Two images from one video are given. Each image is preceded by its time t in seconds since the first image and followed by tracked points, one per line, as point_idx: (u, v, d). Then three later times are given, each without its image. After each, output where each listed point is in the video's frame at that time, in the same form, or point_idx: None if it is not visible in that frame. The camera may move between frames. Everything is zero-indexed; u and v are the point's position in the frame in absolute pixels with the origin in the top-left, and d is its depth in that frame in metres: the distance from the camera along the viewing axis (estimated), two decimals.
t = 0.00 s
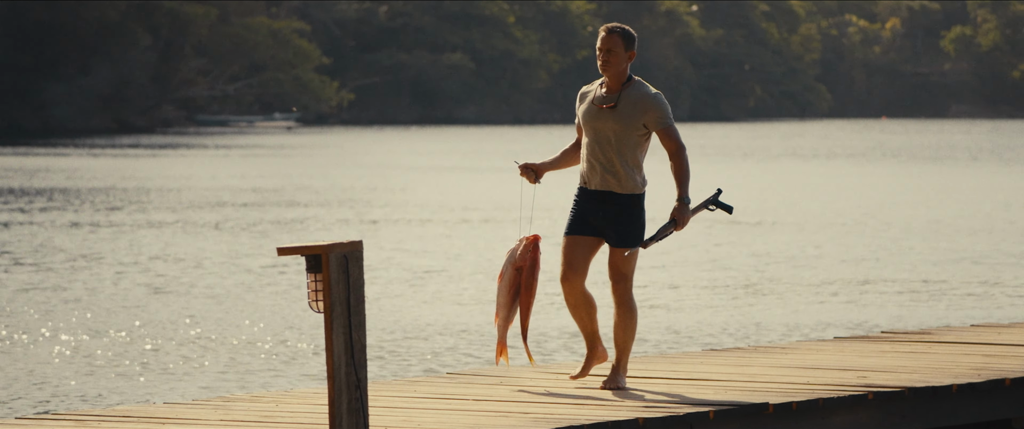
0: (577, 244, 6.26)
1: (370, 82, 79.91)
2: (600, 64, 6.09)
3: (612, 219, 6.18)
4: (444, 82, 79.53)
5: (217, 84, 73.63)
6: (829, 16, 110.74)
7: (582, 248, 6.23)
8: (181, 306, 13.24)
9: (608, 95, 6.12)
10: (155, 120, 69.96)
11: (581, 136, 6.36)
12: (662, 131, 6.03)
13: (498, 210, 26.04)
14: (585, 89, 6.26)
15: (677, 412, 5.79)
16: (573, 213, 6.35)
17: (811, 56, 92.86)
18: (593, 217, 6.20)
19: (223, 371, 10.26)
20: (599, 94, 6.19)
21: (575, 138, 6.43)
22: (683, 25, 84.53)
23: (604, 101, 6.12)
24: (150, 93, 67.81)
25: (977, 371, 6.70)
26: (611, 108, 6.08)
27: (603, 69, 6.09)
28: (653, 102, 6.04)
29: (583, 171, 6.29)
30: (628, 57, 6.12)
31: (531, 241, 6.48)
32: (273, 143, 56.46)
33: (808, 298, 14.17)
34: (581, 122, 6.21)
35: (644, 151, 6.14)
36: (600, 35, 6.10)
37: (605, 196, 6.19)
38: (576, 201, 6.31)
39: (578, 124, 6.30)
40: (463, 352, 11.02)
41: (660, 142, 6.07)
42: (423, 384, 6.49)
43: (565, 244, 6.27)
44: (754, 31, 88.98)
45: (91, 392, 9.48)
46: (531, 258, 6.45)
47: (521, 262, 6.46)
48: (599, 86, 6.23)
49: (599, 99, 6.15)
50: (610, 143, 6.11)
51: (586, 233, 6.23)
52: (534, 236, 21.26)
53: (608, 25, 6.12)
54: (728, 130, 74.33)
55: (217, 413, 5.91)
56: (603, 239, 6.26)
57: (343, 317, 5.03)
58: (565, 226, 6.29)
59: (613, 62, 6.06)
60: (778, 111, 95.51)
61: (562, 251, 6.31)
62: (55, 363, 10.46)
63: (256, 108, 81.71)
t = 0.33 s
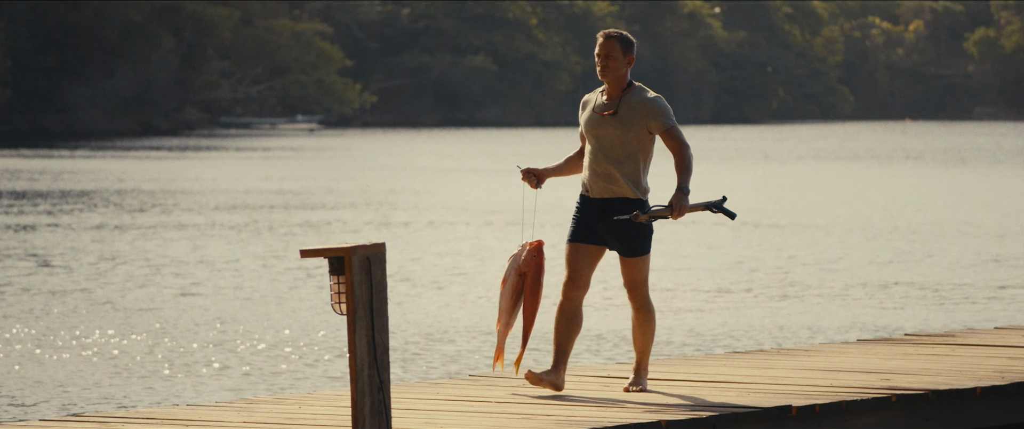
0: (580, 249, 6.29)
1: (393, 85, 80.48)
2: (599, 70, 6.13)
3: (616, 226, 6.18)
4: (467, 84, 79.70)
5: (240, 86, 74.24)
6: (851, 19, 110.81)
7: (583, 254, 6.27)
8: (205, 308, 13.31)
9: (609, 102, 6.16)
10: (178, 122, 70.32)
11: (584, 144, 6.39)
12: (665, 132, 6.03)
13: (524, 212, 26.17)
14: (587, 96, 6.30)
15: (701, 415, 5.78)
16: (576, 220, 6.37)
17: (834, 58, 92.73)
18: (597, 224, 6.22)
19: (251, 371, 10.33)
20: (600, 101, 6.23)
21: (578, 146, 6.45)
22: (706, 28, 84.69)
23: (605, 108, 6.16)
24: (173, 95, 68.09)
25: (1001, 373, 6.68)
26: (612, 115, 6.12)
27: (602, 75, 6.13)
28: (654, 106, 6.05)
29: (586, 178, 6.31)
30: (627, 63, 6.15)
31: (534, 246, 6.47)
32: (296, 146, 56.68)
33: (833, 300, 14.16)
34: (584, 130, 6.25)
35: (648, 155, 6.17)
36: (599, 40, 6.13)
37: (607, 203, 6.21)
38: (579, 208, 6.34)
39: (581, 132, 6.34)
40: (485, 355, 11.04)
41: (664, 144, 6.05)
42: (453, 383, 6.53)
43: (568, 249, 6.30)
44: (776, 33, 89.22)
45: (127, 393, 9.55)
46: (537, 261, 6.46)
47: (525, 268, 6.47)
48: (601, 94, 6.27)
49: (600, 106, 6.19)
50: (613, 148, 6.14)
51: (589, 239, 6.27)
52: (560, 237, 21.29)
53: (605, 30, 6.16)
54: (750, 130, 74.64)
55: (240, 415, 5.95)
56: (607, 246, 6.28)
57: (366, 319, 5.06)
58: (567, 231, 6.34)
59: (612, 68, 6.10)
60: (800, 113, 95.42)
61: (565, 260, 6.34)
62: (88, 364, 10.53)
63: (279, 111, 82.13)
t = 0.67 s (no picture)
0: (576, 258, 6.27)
1: (414, 87, 80.76)
2: (594, 76, 6.12)
3: (613, 235, 6.16)
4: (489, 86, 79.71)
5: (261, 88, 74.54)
6: (874, 22, 110.39)
7: (579, 262, 6.22)
8: (227, 310, 13.36)
9: (603, 110, 6.15)
10: (199, 125, 70.52)
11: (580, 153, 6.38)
12: (660, 139, 6.03)
13: (546, 215, 26.17)
14: (582, 104, 6.29)
15: (723, 417, 5.78)
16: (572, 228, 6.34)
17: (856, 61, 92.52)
18: (593, 234, 6.19)
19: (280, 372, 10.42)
20: (595, 109, 6.22)
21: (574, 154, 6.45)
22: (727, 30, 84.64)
23: (600, 116, 6.15)
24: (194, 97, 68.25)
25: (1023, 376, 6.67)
26: (607, 123, 6.11)
27: (598, 82, 6.12)
28: (648, 114, 6.04)
29: (581, 188, 6.28)
30: (622, 69, 6.14)
31: (536, 256, 6.41)
32: (315, 148, 56.67)
33: (855, 302, 14.10)
34: (580, 138, 6.23)
35: (644, 163, 6.15)
36: (593, 47, 6.12)
37: (603, 211, 6.18)
38: (574, 217, 6.30)
39: (577, 140, 6.33)
40: (505, 357, 11.05)
41: (660, 151, 6.04)
42: (472, 387, 6.52)
43: (564, 258, 6.27)
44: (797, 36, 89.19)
45: (162, 394, 9.65)
46: (538, 274, 6.39)
47: (527, 280, 6.41)
48: (596, 102, 6.26)
49: (595, 114, 6.18)
50: (606, 157, 6.12)
51: (587, 250, 6.23)
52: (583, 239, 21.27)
53: (600, 37, 6.14)
54: (770, 133, 74.69)
55: (263, 418, 5.97)
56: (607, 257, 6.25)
57: (387, 321, 5.11)
58: (561, 240, 6.30)
59: (606, 74, 6.10)
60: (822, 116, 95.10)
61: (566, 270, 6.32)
62: (116, 367, 10.59)
63: (300, 113, 82.23)
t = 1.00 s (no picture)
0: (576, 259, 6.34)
1: (434, 88, 81.03)
2: (589, 70, 6.16)
3: (609, 235, 6.21)
4: (510, 88, 79.86)
5: (281, 89, 74.91)
6: (896, 23, 110.11)
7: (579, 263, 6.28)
8: (249, 312, 13.42)
9: (599, 105, 6.20)
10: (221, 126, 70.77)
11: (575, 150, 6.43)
12: (656, 136, 6.06)
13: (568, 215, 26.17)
14: (577, 100, 6.34)
15: (743, 419, 5.80)
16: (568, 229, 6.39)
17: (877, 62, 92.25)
18: (589, 235, 6.25)
19: (303, 373, 10.47)
20: (591, 104, 6.27)
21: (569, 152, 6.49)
22: (746, 31, 84.73)
23: (596, 110, 6.20)
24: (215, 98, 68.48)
25: None
26: (603, 117, 6.15)
27: (593, 76, 6.17)
28: (645, 108, 6.08)
29: (575, 185, 6.34)
30: (618, 63, 6.20)
31: (537, 258, 6.45)
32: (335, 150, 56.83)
33: (879, 305, 14.05)
34: (575, 134, 6.28)
35: (638, 159, 6.20)
36: (590, 42, 6.17)
37: (599, 208, 6.24)
38: (569, 216, 6.35)
39: (572, 136, 6.38)
40: (526, 359, 11.07)
41: (655, 149, 6.09)
42: (489, 390, 6.58)
43: (565, 259, 6.32)
44: (817, 37, 89.13)
45: (185, 395, 9.68)
46: (540, 278, 6.42)
47: (529, 284, 6.45)
48: (592, 97, 6.31)
49: (591, 109, 6.23)
50: (601, 153, 6.18)
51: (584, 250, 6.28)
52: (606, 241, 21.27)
53: (596, 31, 6.19)
54: (789, 133, 74.69)
55: (283, 418, 6.01)
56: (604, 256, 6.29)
57: (407, 322, 5.16)
58: (561, 241, 6.38)
59: (602, 69, 6.15)
60: (844, 116, 94.91)
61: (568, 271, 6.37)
62: (137, 369, 10.61)
63: (321, 115, 82.46)
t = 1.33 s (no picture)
0: (582, 258, 6.31)
1: (454, 90, 81.14)
2: (590, 66, 6.13)
3: (606, 232, 6.16)
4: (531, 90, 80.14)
5: (302, 91, 75.12)
6: (917, 23, 110.00)
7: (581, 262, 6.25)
8: (273, 313, 13.47)
9: (599, 101, 6.15)
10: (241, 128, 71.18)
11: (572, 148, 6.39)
12: (655, 135, 6.03)
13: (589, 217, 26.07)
14: (575, 96, 6.30)
15: (763, 420, 5.79)
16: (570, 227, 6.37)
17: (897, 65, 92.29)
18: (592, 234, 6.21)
19: (326, 374, 10.52)
20: (590, 100, 6.23)
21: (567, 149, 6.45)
22: (766, 33, 84.68)
23: (595, 106, 6.15)
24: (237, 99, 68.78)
25: None
26: (602, 114, 6.11)
27: (593, 73, 6.13)
28: (645, 105, 6.04)
29: (574, 182, 6.29)
30: (619, 59, 6.15)
31: (539, 256, 6.41)
32: (355, 151, 57.11)
33: (900, 307, 14.00)
34: (572, 129, 6.23)
35: (637, 158, 6.17)
36: (591, 38, 6.13)
37: (597, 205, 6.19)
38: (569, 213, 6.32)
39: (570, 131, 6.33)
40: (546, 360, 11.10)
41: (655, 148, 6.06)
42: (505, 391, 6.58)
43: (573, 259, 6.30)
44: (838, 38, 88.99)
45: (212, 395, 9.75)
46: (543, 275, 6.38)
47: (532, 282, 6.40)
48: (591, 92, 6.26)
49: (590, 104, 6.18)
50: (599, 150, 6.13)
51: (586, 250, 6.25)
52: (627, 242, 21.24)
53: (598, 27, 6.14)
54: (810, 134, 74.69)
55: (303, 420, 6.02)
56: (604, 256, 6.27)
57: (428, 324, 5.19)
58: (564, 241, 6.35)
59: (603, 65, 6.10)
60: (863, 117, 94.89)
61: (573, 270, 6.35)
62: (160, 370, 10.67)
63: (340, 116, 82.93)
